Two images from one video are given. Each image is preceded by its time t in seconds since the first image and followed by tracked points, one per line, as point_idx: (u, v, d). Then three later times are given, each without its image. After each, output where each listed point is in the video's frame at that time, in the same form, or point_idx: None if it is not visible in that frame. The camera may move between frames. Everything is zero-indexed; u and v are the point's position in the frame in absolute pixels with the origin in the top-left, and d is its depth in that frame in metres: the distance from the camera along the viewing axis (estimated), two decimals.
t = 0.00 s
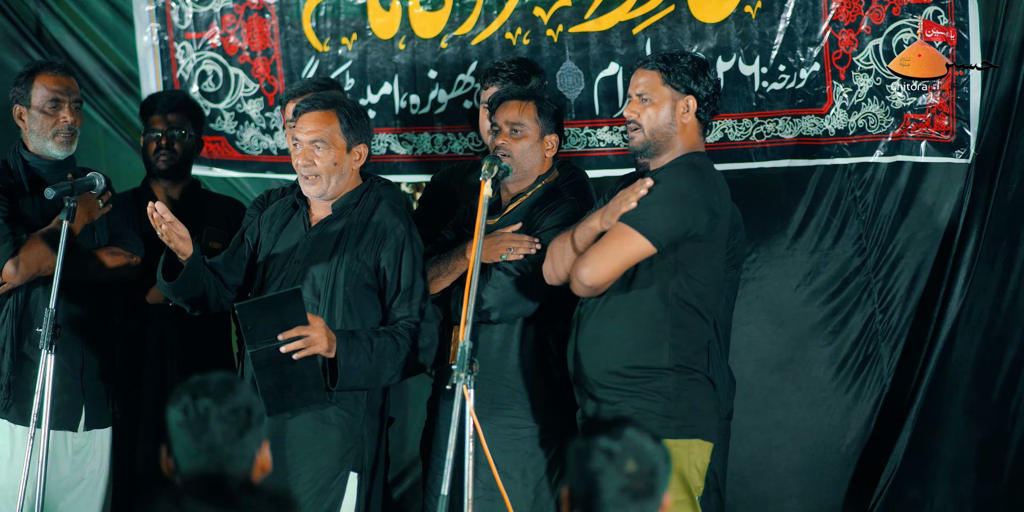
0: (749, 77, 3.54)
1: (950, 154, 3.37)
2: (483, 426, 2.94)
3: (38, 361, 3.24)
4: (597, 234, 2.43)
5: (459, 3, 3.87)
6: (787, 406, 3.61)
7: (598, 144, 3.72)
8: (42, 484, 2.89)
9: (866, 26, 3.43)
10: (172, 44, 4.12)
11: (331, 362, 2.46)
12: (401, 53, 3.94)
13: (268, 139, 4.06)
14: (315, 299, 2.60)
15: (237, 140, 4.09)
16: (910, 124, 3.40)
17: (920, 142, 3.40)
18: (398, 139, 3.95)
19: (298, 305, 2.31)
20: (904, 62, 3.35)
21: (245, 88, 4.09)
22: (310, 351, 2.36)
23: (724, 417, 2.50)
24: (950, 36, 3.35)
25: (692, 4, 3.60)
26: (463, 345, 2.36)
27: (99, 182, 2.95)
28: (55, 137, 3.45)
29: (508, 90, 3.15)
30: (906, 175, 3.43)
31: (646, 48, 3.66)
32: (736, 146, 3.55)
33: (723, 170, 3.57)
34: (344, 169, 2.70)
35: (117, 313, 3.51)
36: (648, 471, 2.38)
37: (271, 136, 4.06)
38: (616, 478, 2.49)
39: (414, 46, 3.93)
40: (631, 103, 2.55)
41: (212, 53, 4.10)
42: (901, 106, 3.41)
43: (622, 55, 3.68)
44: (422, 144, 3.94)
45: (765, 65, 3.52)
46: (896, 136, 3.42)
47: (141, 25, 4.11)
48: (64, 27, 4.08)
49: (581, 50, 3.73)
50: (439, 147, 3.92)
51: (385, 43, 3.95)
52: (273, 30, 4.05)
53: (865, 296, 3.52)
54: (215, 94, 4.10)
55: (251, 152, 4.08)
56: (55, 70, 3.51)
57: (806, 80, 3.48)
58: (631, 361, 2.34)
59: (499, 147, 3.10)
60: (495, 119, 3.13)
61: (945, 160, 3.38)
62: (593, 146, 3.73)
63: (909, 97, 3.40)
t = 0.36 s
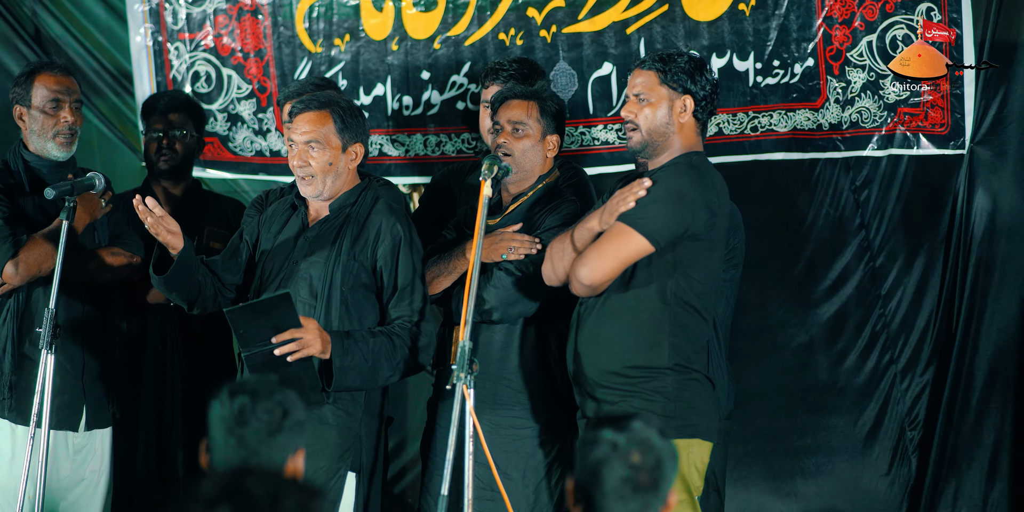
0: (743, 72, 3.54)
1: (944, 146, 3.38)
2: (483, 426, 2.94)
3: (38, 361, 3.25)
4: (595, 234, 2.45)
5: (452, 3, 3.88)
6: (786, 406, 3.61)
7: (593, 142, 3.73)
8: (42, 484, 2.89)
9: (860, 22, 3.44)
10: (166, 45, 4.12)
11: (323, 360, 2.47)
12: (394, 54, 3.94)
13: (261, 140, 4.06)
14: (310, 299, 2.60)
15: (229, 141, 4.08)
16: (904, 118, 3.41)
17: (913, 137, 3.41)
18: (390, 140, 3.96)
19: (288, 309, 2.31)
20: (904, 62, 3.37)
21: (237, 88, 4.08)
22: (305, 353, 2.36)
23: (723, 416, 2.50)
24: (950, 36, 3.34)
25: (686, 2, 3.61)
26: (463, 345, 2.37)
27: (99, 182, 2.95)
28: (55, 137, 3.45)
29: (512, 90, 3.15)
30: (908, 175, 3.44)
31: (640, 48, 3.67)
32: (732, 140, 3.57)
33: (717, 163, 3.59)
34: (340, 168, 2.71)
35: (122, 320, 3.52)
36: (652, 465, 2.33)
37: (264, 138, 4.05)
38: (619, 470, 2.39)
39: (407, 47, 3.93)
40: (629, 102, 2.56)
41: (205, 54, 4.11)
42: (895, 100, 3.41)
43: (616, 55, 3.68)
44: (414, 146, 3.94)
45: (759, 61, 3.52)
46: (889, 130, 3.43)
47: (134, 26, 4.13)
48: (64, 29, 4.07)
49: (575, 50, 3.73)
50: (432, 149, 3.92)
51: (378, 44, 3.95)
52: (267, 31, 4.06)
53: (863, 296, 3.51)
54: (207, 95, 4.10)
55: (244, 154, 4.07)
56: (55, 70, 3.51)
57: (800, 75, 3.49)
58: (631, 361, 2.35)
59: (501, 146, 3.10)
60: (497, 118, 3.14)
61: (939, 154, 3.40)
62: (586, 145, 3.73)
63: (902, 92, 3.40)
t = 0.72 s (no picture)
0: (747, 70, 3.54)
1: (947, 146, 3.41)
2: (484, 426, 2.94)
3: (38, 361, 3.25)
4: (594, 234, 2.45)
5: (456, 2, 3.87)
6: (787, 405, 3.60)
7: (598, 138, 3.73)
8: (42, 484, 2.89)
9: (862, 21, 3.44)
10: (167, 45, 4.12)
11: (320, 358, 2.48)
12: (398, 53, 3.94)
13: (264, 139, 4.06)
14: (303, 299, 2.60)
15: (232, 140, 4.08)
16: (907, 117, 3.43)
17: (916, 136, 3.43)
18: (395, 137, 3.95)
19: (283, 308, 2.33)
20: (904, 62, 3.33)
21: (240, 88, 4.09)
22: (299, 353, 2.37)
23: (724, 417, 2.50)
24: (950, 36, 3.37)
25: None
26: (464, 344, 2.36)
27: (99, 182, 2.95)
28: (56, 137, 3.45)
29: (512, 90, 3.15)
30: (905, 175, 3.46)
31: (644, 46, 3.66)
32: (735, 137, 3.56)
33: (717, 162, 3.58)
34: (333, 167, 2.72)
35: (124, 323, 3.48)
36: (625, 463, 2.41)
37: (267, 136, 4.06)
38: (596, 468, 2.57)
39: (411, 46, 3.93)
40: (628, 102, 2.56)
41: (208, 53, 4.10)
42: (898, 99, 3.42)
43: (620, 52, 3.69)
44: (419, 142, 3.94)
45: (763, 58, 3.52)
46: (892, 129, 3.44)
47: (136, 25, 4.13)
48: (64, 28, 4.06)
49: (579, 48, 3.73)
50: (437, 145, 3.92)
51: (383, 44, 3.95)
52: (269, 31, 4.06)
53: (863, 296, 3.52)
54: (212, 94, 4.09)
55: (246, 153, 4.07)
56: (55, 70, 3.51)
57: (804, 73, 3.49)
58: (631, 361, 2.34)
59: (501, 146, 3.10)
60: (498, 118, 3.14)
61: (942, 153, 3.41)
62: (593, 140, 3.73)
63: (906, 90, 3.41)
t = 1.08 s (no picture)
0: (749, 69, 3.53)
1: (943, 150, 3.43)
2: (484, 426, 2.94)
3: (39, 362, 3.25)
4: (594, 234, 2.45)
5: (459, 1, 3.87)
6: (787, 404, 3.60)
7: (601, 134, 3.72)
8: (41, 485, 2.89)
9: (861, 22, 3.46)
10: (171, 44, 4.11)
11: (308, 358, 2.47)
12: (402, 51, 3.94)
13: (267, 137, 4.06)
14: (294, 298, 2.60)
15: (236, 138, 4.08)
16: (904, 122, 3.45)
17: (912, 140, 3.45)
18: (400, 134, 3.96)
19: (269, 312, 2.32)
20: (904, 62, 3.25)
21: (245, 86, 4.08)
22: (288, 354, 2.37)
23: (723, 417, 2.50)
24: (950, 37, 3.38)
25: None
26: (464, 344, 2.36)
27: (99, 183, 2.94)
28: (57, 137, 3.45)
29: (508, 90, 3.15)
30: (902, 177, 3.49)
31: (647, 44, 3.66)
32: (736, 137, 3.55)
33: (717, 160, 3.59)
34: (322, 163, 2.72)
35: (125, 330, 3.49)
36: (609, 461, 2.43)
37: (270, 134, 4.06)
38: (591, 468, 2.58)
39: (414, 44, 3.93)
40: (628, 100, 2.56)
41: (212, 51, 4.10)
42: (895, 102, 3.45)
43: (623, 49, 3.69)
44: (424, 139, 3.94)
45: (765, 58, 3.52)
46: (890, 132, 3.47)
47: (139, 24, 4.10)
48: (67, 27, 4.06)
49: (582, 45, 3.73)
50: (443, 142, 3.92)
51: (388, 42, 3.95)
52: (272, 29, 4.05)
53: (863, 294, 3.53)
54: (215, 93, 4.08)
55: (251, 150, 4.07)
56: (56, 69, 3.51)
57: (804, 73, 3.49)
58: (631, 361, 2.34)
59: (499, 146, 3.11)
60: (495, 119, 3.15)
61: (937, 158, 3.44)
62: (596, 136, 3.73)
63: (903, 94, 3.44)
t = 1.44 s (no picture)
0: (744, 73, 3.54)
1: (936, 157, 3.35)
2: (484, 425, 2.93)
3: (37, 362, 3.23)
4: (593, 234, 2.45)
5: None
6: (788, 403, 3.59)
7: (601, 135, 3.71)
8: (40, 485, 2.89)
9: (854, 26, 3.40)
10: (174, 43, 4.11)
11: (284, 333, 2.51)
12: (405, 49, 3.94)
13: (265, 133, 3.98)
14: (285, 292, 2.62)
15: (239, 137, 4.06)
16: (895, 129, 3.39)
17: (907, 148, 3.38)
18: (403, 132, 3.96)
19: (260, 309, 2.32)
20: (904, 62, 3.23)
21: (248, 85, 4.08)
22: (264, 332, 2.41)
23: (723, 416, 2.49)
24: (951, 36, 3.27)
25: None
26: (464, 344, 2.36)
27: (99, 182, 2.94)
28: (55, 135, 3.45)
29: (503, 93, 3.15)
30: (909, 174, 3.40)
31: (646, 43, 3.65)
32: (731, 143, 3.57)
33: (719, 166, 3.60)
34: (310, 156, 2.77)
35: (122, 336, 3.44)
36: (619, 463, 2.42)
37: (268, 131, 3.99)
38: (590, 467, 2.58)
39: (417, 42, 3.92)
40: (629, 99, 2.57)
41: (215, 50, 4.10)
42: (888, 109, 3.39)
43: (623, 48, 3.68)
44: (427, 136, 3.93)
45: (760, 62, 3.52)
46: (879, 139, 3.42)
47: (142, 24, 4.12)
48: (68, 26, 4.07)
49: (582, 44, 3.72)
50: (444, 139, 3.91)
51: (391, 40, 3.95)
52: (275, 28, 4.04)
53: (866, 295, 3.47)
54: (219, 91, 4.08)
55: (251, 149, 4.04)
56: (55, 69, 3.52)
57: (796, 78, 3.48)
58: (631, 360, 2.34)
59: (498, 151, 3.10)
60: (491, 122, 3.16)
61: (931, 165, 3.36)
62: (596, 137, 3.72)
63: (894, 101, 3.38)
